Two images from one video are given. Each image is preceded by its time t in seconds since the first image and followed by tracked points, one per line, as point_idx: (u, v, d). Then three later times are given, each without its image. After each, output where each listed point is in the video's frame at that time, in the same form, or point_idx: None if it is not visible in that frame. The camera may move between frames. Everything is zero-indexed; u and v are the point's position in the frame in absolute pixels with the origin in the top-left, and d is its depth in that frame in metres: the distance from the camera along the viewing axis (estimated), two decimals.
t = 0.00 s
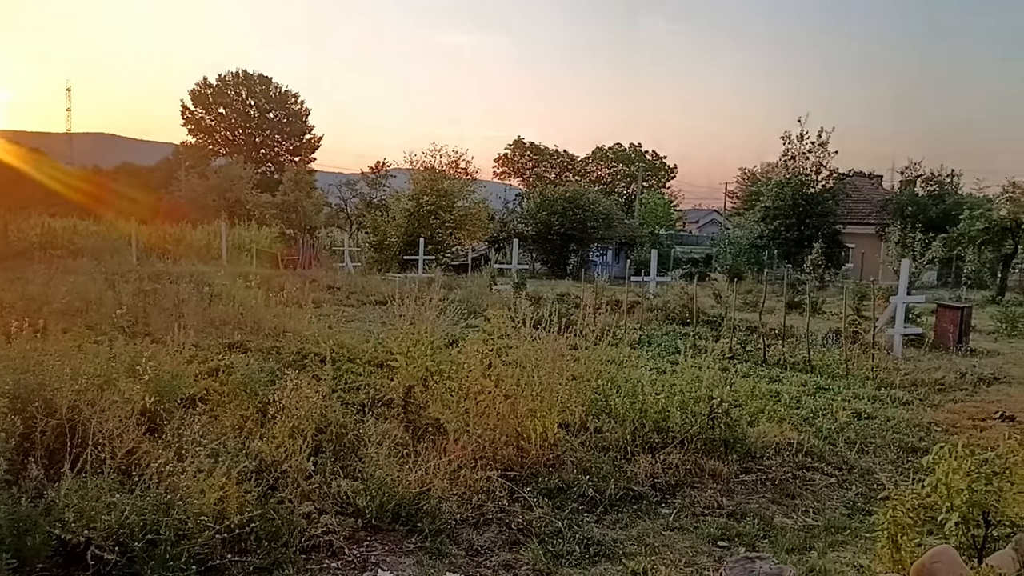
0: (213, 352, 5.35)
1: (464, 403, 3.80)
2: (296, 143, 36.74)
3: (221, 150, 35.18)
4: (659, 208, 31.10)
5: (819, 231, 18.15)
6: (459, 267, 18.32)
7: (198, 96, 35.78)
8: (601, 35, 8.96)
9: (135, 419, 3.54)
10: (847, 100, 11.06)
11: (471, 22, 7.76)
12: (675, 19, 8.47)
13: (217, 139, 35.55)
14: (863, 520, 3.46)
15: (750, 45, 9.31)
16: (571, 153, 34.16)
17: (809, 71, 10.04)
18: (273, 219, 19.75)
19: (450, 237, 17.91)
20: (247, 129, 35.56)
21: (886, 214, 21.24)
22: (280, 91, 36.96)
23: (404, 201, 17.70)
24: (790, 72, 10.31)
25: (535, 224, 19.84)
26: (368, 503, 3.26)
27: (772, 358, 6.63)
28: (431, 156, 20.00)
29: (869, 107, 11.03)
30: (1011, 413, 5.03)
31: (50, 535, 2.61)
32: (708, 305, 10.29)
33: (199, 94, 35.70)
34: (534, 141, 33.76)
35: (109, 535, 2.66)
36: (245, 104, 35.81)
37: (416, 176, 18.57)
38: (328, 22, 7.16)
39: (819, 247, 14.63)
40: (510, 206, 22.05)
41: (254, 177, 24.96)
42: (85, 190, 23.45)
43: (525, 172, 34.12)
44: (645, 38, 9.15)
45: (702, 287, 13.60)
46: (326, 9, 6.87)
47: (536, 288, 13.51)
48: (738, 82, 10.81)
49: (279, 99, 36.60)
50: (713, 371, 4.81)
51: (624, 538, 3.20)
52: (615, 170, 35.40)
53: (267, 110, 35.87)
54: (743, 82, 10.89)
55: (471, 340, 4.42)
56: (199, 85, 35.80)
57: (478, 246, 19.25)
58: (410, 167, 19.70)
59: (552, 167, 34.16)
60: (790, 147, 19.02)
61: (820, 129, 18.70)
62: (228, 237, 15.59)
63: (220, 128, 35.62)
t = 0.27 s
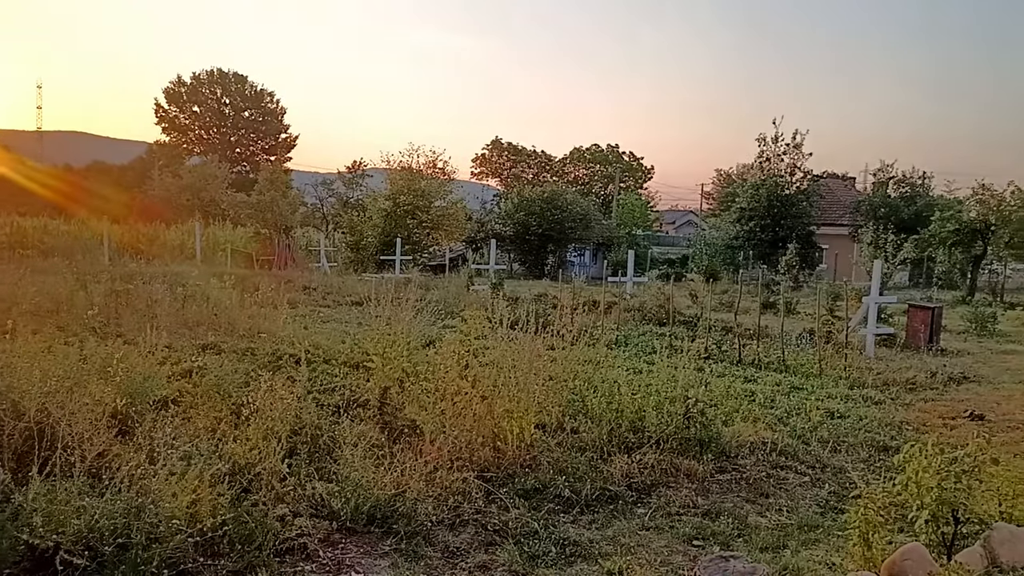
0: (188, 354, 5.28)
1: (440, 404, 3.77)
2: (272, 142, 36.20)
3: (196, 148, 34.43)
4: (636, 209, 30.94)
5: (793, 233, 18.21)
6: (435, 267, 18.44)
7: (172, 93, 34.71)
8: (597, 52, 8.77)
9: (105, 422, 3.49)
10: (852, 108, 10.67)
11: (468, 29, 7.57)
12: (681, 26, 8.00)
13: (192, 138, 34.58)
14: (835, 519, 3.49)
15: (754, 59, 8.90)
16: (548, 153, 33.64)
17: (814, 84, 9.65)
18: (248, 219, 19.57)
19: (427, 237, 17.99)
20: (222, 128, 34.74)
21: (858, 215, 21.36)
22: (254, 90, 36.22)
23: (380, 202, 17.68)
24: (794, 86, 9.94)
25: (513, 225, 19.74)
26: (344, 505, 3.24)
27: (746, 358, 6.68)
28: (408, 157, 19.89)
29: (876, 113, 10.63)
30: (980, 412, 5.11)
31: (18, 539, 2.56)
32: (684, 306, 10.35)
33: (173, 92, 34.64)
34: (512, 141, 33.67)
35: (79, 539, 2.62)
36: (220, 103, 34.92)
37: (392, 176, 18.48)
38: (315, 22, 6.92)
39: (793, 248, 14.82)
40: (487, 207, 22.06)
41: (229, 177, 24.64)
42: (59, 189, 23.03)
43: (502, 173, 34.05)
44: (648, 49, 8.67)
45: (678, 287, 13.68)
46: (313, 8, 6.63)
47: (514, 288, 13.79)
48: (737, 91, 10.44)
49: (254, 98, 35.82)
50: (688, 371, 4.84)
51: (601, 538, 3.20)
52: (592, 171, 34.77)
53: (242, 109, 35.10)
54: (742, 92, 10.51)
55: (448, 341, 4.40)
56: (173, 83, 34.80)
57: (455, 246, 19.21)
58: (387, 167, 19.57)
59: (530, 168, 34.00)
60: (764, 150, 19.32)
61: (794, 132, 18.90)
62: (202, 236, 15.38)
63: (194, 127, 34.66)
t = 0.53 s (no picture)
0: (162, 354, 5.20)
1: (417, 405, 3.75)
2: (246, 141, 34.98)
3: (169, 147, 32.25)
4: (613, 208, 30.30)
5: (768, 233, 18.47)
6: (413, 266, 18.02)
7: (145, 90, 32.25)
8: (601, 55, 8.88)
9: (75, 424, 3.43)
10: (857, 117, 10.38)
11: (475, 28, 7.68)
12: (680, 23, 7.97)
13: (165, 137, 32.29)
14: (808, 517, 3.52)
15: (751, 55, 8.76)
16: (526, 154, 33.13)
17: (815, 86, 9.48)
18: (223, 219, 19.35)
19: (404, 237, 17.94)
20: (197, 126, 32.44)
21: (831, 216, 21.66)
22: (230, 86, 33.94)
23: (357, 201, 17.62)
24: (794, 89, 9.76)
25: (491, 224, 19.54)
26: (318, 506, 3.22)
27: (722, 358, 6.73)
28: (385, 156, 19.76)
29: (877, 121, 10.31)
30: (950, 410, 5.19)
31: None
32: (662, 306, 10.38)
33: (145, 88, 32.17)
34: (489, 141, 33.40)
35: (47, 543, 2.55)
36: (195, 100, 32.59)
37: (369, 176, 18.35)
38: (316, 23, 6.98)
39: (768, 249, 14.96)
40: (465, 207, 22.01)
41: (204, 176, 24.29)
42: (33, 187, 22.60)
43: (480, 173, 33.74)
44: (649, 45, 8.61)
45: (654, 287, 13.71)
46: (311, 7, 6.67)
47: (493, 288, 13.91)
48: (737, 90, 10.30)
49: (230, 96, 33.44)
50: (664, 372, 4.86)
51: (577, 538, 3.21)
52: (570, 172, 33.65)
53: (218, 108, 32.55)
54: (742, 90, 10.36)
55: (425, 340, 4.36)
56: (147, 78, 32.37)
57: (432, 246, 19.15)
58: (364, 167, 19.43)
59: (508, 168, 33.44)
60: (740, 151, 19.49)
61: (769, 134, 19.09)
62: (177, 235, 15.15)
63: (167, 125, 32.33)
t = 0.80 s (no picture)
0: (133, 355, 5.10)
1: (394, 406, 3.73)
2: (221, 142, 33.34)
3: (143, 146, 31.37)
4: (591, 210, 30.04)
5: (744, 234, 18.66)
6: (389, 267, 17.89)
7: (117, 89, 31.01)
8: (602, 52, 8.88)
9: (45, 427, 3.36)
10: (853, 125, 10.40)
11: (473, 27, 7.74)
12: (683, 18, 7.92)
13: (139, 135, 31.49)
14: (783, 515, 3.55)
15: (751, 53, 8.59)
16: (504, 154, 32.99)
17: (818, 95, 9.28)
18: (198, 218, 19.11)
19: (381, 237, 17.92)
20: (172, 125, 31.65)
21: (806, 217, 21.89)
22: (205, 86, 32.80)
23: (334, 201, 17.55)
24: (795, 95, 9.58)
25: (469, 224, 19.45)
26: (294, 509, 3.19)
27: (698, 358, 6.77)
28: (362, 155, 19.61)
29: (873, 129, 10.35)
30: (922, 408, 5.26)
31: None
32: (640, 306, 10.41)
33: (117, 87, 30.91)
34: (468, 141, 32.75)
35: (17, 548, 2.55)
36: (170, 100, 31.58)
37: (346, 175, 18.22)
38: (316, 24, 7.00)
39: (745, 249, 15.08)
40: (443, 207, 21.92)
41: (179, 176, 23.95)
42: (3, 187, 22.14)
43: (458, 173, 33.05)
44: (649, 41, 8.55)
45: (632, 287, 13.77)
46: (312, 7, 6.69)
47: (472, 288, 14.07)
48: (739, 93, 10.14)
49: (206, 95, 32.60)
50: (641, 372, 4.88)
51: (554, 537, 3.21)
52: (548, 172, 33.63)
53: (192, 106, 31.90)
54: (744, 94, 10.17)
55: (402, 341, 4.34)
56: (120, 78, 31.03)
57: (410, 245, 19.06)
58: (341, 166, 19.28)
59: (486, 168, 32.89)
60: (716, 152, 19.68)
61: (745, 135, 19.27)
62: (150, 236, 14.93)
63: (142, 124, 31.37)
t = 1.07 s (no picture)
0: (106, 356, 5.03)
1: (372, 407, 3.72)
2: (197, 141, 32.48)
3: (118, 145, 30.91)
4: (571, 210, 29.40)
5: (723, 234, 18.80)
6: (369, 267, 17.72)
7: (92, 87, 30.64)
8: (606, 51, 8.91)
9: (15, 430, 3.29)
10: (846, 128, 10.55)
11: (475, 29, 7.84)
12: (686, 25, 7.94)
13: (115, 134, 31.01)
14: (759, 513, 3.58)
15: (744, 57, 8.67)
16: (484, 154, 32.86)
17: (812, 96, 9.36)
18: (174, 217, 18.87)
19: (362, 237, 17.70)
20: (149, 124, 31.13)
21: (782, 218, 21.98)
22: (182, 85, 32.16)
23: (312, 201, 17.42)
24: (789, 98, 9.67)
25: (449, 225, 19.37)
26: (271, 510, 3.16)
27: (677, 357, 6.81)
28: (340, 155, 19.47)
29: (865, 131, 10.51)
30: (896, 407, 5.33)
31: None
32: (619, 307, 10.46)
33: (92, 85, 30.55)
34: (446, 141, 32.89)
35: None
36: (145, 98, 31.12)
37: (325, 175, 18.10)
38: (316, 23, 7.01)
39: (723, 250, 15.17)
40: (422, 207, 21.80)
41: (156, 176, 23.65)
42: None
43: (438, 173, 32.99)
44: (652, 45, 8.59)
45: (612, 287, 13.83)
46: (312, 7, 6.73)
47: (452, 288, 14.19)
48: (734, 94, 10.14)
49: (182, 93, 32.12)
50: (619, 372, 4.90)
51: (532, 537, 3.21)
52: (528, 172, 33.52)
53: (169, 104, 31.41)
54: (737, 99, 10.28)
55: (381, 342, 4.32)
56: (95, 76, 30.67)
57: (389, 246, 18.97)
58: (319, 166, 19.15)
59: (467, 168, 32.83)
60: (695, 154, 19.87)
61: (723, 137, 19.43)
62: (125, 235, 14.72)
63: (117, 123, 30.90)
